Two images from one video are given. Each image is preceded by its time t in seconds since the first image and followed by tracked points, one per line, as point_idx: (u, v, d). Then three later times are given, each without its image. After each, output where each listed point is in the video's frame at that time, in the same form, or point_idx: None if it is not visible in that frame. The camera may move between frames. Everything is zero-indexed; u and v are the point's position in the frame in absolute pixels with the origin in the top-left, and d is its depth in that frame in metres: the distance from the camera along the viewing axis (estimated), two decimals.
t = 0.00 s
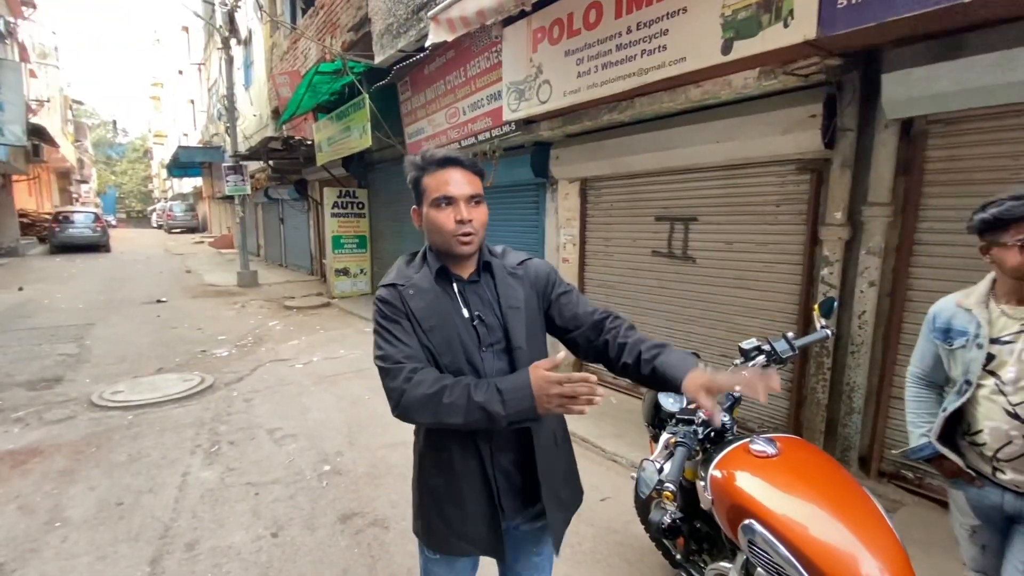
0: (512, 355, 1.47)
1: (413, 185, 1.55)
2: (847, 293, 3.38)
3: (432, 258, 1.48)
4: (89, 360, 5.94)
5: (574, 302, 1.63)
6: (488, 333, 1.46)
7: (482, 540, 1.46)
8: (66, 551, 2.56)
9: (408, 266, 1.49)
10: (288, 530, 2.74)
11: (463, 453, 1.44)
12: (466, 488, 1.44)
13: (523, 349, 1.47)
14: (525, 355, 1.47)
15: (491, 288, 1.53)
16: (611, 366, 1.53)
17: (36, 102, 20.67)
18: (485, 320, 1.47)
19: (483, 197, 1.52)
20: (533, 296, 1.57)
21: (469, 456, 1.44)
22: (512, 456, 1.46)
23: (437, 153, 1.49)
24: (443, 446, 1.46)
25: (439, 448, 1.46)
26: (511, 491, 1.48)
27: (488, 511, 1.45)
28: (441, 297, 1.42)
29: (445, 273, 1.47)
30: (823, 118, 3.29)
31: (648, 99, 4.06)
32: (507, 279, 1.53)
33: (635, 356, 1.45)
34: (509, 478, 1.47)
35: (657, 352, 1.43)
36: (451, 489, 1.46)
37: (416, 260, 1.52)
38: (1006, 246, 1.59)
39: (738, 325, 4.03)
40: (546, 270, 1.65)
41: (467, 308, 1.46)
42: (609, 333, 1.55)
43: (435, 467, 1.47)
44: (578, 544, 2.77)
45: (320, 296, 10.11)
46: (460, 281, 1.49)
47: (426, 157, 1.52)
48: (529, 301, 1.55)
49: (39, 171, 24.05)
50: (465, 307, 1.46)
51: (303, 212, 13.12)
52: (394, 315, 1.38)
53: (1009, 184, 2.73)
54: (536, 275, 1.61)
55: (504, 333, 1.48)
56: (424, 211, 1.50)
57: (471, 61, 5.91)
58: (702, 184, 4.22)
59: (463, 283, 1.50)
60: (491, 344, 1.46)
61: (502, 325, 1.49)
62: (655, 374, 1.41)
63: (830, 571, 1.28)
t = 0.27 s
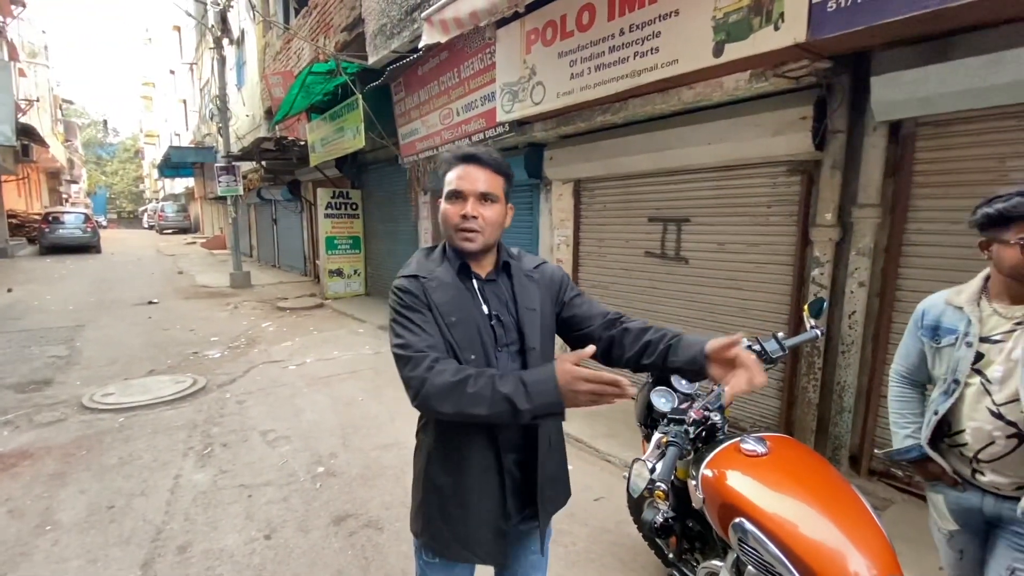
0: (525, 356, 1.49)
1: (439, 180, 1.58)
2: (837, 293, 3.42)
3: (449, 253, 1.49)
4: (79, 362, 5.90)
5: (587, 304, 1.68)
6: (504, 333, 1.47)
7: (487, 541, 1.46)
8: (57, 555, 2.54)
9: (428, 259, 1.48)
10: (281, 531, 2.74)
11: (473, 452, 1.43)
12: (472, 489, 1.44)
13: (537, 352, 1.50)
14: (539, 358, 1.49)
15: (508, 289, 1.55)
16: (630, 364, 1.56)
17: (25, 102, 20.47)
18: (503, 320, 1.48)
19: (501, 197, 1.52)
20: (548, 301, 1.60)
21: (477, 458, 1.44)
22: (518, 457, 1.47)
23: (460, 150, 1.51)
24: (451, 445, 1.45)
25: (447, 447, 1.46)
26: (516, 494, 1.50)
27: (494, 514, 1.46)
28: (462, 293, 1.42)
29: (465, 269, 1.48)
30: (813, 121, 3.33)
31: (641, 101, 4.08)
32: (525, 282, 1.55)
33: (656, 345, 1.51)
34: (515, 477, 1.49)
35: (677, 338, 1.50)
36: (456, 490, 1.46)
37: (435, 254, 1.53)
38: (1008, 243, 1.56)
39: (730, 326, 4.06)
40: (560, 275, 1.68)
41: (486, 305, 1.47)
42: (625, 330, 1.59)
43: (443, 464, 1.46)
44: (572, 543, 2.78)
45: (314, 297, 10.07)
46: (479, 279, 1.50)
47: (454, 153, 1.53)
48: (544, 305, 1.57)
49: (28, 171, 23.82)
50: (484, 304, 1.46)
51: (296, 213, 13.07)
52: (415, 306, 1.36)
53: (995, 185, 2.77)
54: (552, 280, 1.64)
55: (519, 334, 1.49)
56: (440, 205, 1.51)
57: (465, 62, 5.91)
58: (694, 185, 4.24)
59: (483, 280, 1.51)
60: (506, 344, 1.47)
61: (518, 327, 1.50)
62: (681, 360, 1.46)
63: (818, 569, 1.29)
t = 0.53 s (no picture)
0: (534, 357, 1.52)
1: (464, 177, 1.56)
2: (828, 292, 3.45)
3: (467, 253, 1.49)
4: (70, 364, 5.85)
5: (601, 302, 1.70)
6: (515, 333, 1.50)
7: (494, 540, 1.48)
8: (49, 558, 2.53)
9: (443, 257, 1.49)
10: (276, 533, 2.74)
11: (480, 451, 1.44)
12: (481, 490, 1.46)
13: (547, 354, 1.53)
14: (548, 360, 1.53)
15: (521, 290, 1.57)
16: (638, 357, 1.61)
17: (13, 102, 20.26)
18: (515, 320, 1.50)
19: (527, 205, 1.52)
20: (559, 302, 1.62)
21: (485, 458, 1.45)
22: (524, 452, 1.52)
23: (489, 151, 1.49)
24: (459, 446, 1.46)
25: (453, 447, 1.46)
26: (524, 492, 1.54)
27: (499, 514, 1.48)
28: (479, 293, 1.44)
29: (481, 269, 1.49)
30: (804, 121, 3.36)
31: (633, 102, 4.10)
32: (537, 284, 1.56)
33: (672, 340, 1.53)
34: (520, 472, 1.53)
35: (693, 334, 1.52)
36: (463, 490, 1.46)
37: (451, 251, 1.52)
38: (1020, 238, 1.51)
39: (723, 325, 4.09)
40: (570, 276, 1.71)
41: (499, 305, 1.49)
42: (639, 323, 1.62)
43: (448, 463, 1.46)
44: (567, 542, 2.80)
45: (308, 298, 10.05)
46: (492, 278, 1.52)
47: (481, 154, 1.50)
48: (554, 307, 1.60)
49: (17, 171, 23.57)
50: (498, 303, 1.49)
51: (290, 213, 13.02)
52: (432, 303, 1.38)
53: (981, 186, 2.82)
54: (563, 282, 1.67)
55: (529, 335, 1.52)
56: (467, 207, 1.50)
57: (459, 62, 5.91)
58: (687, 185, 4.27)
59: (496, 281, 1.53)
60: (517, 345, 1.50)
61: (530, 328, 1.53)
62: (694, 356, 1.49)
63: (808, 563, 1.31)
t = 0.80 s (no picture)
0: (547, 360, 1.52)
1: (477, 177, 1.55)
2: (824, 288, 3.47)
3: (476, 254, 1.48)
4: (65, 365, 5.83)
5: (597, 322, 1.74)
6: (527, 336, 1.48)
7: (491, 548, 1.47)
8: (46, 559, 2.53)
9: (453, 257, 1.48)
10: (274, 532, 2.74)
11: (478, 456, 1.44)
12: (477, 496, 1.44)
13: (560, 358, 1.52)
14: (562, 364, 1.52)
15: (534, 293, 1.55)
16: (597, 376, 1.73)
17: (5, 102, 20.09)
18: (526, 323, 1.48)
19: (538, 206, 1.50)
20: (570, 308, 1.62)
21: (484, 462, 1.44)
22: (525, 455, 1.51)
23: (502, 152, 1.47)
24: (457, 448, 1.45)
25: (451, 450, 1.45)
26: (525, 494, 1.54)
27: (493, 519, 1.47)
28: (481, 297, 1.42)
29: (491, 272, 1.47)
30: (798, 118, 3.37)
31: (629, 99, 4.10)
32: (551, 289, 1.56)
33: (630, 370, 1.64)
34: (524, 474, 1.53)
35: (649, 368, 1.63)
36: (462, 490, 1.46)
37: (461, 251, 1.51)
38: None
39: (718, 322, 4.10)
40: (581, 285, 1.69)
41: (509, 308, 1.47)
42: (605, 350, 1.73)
43: (446, 467, 1.46)
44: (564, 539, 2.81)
45: (304, 297, 10.03)
46: (503, 281, 1.50)
47: (493, 155, 1.49)
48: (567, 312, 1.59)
49: (10, 172, 23.42)
50: (507, 307, 1.46)
51: (285, 213, 12.99)
52: (428, 308, 1.37)
53: (974, 181, 2.84)
54: (573, 289, 1.66)
55: (541, 338, 1.51)
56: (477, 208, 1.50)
57: (454, 60, 5.90)
58: (682, 183, 4.27)
59: (508, 283, 1.50)
60: (529, 348, 1.48)
61: (542, 331, 1.52)
62: (647, 389, 1.60)
63: (805, 558, 1.32)
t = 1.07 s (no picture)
0: (551, 358, 1.52)
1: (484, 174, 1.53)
2: (820, 283, 3.48)
3: (483, 250, 1.47)
4: (62, 365, 5.81)
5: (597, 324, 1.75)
6: (534, 333, 1.48)
7: (483, 547, 1.47)
8: (45, 559, 2.52)
9: (461, 253, 1.48)
10: (274, 530, 2.74)
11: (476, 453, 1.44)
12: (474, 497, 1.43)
13: (567, 356, 1.52)
14: (568, 363, 1.52)
15: (542, 290, 1.55)
16: (590, 377, 1.73)
17: None
18: (532, 320, 1.49)
19: (546, 202, 1.48)
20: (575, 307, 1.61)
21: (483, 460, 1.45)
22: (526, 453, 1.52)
23: (509, 148, 1.45)
24: (456, 444, 1.46)
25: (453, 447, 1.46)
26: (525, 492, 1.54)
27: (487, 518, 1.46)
28: (487, 293, 1.43)
29: (499, 268, 1.47)
30: (794, 113, 3.37)
31: (625, 96, 4.11)
32: (557, 287, 1.57)
33: (626, 375, 1.67)
34: (526, 472, 1.53)
35: (645, 375, 1.66)
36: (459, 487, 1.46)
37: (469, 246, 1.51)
38: None
39: (715, 317, 4.11)
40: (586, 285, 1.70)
41: (515, 305, 1.47)
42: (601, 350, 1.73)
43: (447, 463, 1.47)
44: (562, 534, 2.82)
45: (302, 296, 10.01)
46: (511, 278, 1.49)
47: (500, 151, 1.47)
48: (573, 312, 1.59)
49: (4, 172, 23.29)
50: (513, 304, 1.47)
51: (282, 212, 12.96)
52: (433, 303, 1.37)
53: (969, 176, 2.85)
54: (578, 288, 1.66)
55: (546, 336, 1.51)
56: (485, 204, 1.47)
57: (450, 57, 5.89)
58: (679, 179, 4.28)
59: (515, 280, 1.50)
60: (535, 345, 1.48)
61: (549, 328, 1.52)
62: (642, 397, 1.64)
63: (802, 550, 1.33)
